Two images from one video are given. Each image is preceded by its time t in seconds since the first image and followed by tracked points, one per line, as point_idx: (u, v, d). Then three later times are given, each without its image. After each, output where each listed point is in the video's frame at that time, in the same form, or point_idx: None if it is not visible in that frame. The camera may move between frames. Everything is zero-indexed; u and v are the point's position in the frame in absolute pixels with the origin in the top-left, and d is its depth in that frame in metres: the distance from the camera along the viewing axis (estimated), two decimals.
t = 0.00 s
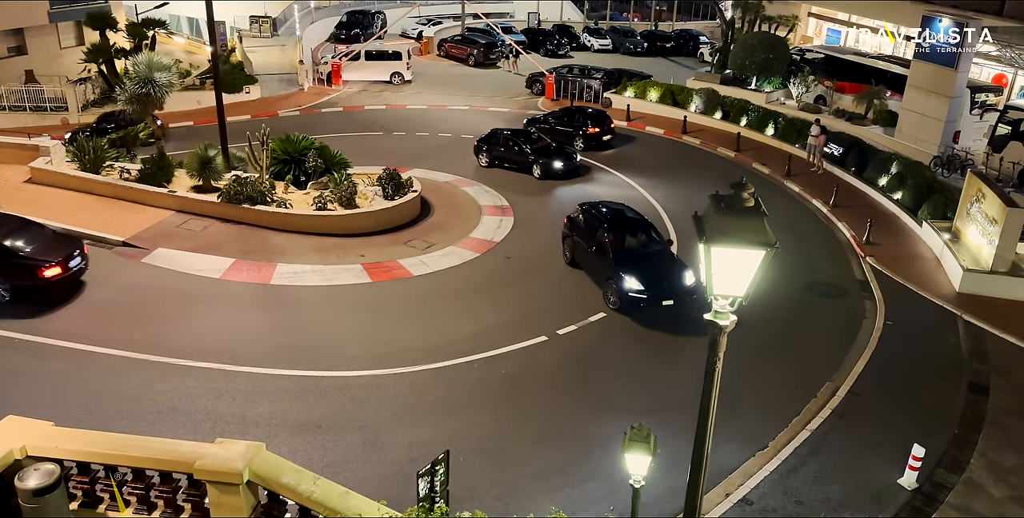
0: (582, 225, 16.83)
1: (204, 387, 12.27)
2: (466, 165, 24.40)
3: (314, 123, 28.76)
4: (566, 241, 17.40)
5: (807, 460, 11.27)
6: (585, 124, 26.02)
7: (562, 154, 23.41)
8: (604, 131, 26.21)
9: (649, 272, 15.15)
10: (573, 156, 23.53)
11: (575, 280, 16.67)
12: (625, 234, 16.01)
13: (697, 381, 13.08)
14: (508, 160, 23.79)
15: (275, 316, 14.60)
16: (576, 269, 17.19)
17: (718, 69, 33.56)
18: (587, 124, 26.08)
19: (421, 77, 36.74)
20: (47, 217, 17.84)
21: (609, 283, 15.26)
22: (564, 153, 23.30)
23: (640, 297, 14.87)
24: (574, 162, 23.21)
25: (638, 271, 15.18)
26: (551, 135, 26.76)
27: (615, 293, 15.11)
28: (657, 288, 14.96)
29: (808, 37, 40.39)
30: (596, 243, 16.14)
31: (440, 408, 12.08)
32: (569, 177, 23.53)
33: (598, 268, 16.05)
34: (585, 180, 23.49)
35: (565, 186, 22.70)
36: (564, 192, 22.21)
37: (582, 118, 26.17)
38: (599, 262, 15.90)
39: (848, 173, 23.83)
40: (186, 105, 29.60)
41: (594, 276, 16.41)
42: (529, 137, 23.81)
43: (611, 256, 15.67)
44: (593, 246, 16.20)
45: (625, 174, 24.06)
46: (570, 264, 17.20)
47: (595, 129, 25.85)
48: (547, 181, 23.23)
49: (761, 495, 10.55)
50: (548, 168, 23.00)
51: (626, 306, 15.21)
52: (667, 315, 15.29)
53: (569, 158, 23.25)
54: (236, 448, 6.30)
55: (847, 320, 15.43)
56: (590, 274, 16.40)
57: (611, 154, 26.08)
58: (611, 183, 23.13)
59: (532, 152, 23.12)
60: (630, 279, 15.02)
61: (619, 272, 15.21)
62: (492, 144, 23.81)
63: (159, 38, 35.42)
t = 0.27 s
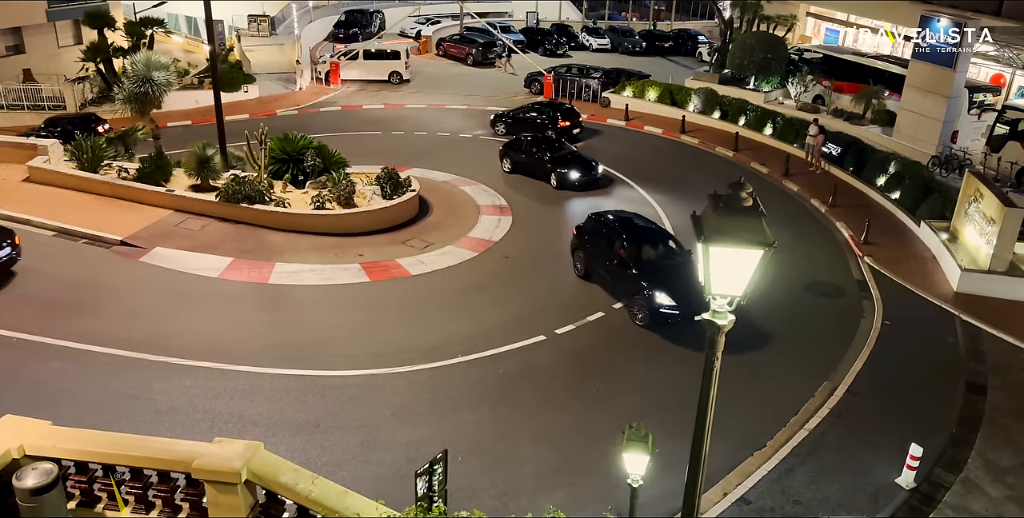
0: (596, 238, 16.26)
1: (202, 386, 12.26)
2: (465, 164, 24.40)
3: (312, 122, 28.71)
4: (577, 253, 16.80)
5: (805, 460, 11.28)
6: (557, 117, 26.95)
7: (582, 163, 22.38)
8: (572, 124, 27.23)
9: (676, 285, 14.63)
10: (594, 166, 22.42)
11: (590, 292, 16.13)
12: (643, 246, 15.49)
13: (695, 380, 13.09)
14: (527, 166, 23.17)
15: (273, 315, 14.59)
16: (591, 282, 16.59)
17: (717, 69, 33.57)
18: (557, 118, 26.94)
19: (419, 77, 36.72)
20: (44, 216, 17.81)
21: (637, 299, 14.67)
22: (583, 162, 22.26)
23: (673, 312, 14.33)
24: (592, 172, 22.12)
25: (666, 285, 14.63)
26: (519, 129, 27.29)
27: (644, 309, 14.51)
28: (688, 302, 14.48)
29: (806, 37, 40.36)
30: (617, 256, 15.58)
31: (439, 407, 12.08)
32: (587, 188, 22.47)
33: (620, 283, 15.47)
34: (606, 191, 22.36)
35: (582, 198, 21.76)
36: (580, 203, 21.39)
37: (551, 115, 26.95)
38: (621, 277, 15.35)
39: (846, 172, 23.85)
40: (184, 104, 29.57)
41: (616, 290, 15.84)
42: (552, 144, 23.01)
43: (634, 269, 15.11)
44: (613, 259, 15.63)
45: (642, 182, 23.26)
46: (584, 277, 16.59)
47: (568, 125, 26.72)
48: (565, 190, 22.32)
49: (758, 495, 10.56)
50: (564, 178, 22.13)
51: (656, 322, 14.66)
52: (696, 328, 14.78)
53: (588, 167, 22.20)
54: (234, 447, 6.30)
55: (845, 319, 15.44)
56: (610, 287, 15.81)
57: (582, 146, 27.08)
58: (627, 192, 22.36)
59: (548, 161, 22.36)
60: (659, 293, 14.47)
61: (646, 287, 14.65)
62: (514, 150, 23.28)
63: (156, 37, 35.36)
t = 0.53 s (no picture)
0: (618, 249, 15.73)
1: (200, 385, 12.25)
2: (463, 163, 24.39)
3: (311, 121, 28.70)
4: (594, 268, 16.18)
5: (804, 459, 11.28)
6: (524, 113, 26.91)
7: (595, 176, 21.29)
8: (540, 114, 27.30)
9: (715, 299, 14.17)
10: (609, 180, 21.32)
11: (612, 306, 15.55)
12: (666, 257, 14.98)
13: (694, 380, 13.08)
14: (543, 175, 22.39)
15: (272, 314, 14.58)
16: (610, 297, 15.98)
17: (716, 68, 33.57)
18: (524, 112, 26.87)
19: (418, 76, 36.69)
20: (43, 215, 17.80)
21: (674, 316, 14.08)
22: (596, 175, 21.22)
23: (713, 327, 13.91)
24: (602, 186, 21.06)
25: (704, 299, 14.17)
26: (486, 125, 27.53)
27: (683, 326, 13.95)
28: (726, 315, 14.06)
29: (805, 36, 40.34)
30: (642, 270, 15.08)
31: (437, 406, 12.07)
32: (597, 202, 21.42)
33: (650, 298, 14.95)
34: (618, 205, 21.28)
35: (593, 211, 20.78)
36: (590, 215, 20.49)
37: (518, 110, 27.06)
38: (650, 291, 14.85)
39: (845, 172, 23.84)
40: (183, 103, 29.55)
41: (643, 305, 15.29)
42: (572, 154, 22.09)
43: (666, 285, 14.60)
44: (639, 273, 15.14)
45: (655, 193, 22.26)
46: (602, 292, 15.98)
47: (536, 119, 26.81)
48: (576, 203, 21.38)
49: (757, 494, 10.56)
50: (573, 190, 21.20)
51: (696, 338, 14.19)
52: (739, 345, 14.34)
53: (600, 181, 21.15)
54: (233, 446, 6.30)
55: (845, 319, 15.44)
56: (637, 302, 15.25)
57: (549, 141, 26.98)
58: (640, 204, 21.35)
59: (559, 171, 21.49)
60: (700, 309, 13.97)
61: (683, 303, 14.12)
62: (532, 156, 22.55)
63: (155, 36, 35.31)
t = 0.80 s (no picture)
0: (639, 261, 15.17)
1: (200, 384, 12.25)
2: (463, 162, 24.38)
3: (311, 120, 28.69)
4: (616, 281, 15.53)
5: (803, 459, 11.28)
6: (491, 108, 27.30)
7: (600, 189, 20.19)
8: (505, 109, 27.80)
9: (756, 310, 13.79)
10: (616, 194, 20.19)
11: (638, 319, 15.05)
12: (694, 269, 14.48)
13: (693, 380, 13.07)
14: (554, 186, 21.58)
15: (271, 313, 14.57)
16: (635, 311, 15.41)
17: (716, 67, 33.58)
18: (491, 107, 27.31)
19: (418, 75, 36.68)
20: (42, 214, 17.79)
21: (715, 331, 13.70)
22: (601, 187, 20.13)
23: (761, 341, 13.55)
24: (606, 199, 19.96)
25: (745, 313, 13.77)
26: (452, 122, 27.63)
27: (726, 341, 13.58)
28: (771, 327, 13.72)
29: (805, 36, 40.36)
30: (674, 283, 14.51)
31: (436, 406, 12.07)
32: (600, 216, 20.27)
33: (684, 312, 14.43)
34: (624, 220, 20.11)
35: (598, 226, 19.70)
36: (595, 229, 19.46)
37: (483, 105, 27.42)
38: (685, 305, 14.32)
39: (845, 171, 23.83)
40: (182, 101, 29.52)
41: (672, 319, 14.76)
42: (584, 164, 21.14)
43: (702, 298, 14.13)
44: (668, 285, 14.59)
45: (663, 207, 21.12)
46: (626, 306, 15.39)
47: (502, 113, 27.26)
48: (580, 216, 20.34)
49: (756, 493, 10.56)
50: (576, 201, 20.19)
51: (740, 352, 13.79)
52: (781, 357, 14.01)
53: (605, 194, 20.06)
54: (232, 445, 6.30)
55: (845, 319, 15.44)
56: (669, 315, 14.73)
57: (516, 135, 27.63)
58: (648, 220, 20.19)
59: (565, 181, 20.57)
60: (744, 323, 13.58)
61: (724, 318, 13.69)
62: (545, 165, 21.76)
63: (155, 34, 35.27)
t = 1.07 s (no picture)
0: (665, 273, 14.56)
1: (201, 382, 12.26)
2: (464, 161, 24.38)
3: (312, 118, 28.69)
4: (641, 295, 14.89)
5: (804, 458, 11.28)
6: (458, 105, 27.50)
7: (598, 201, 19.20)
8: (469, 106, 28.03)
9: (800, 321, 13.50)
10: (616, 208, 19.10)
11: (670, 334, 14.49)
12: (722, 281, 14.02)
13: (694, 379, 13.07)
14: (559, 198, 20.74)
15: (272, 311, 14.58)
16: (665, 324, 14.87)
17: (717, 66, 33.57)
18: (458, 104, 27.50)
19: (419, 73, 36.67)
20: (43, 212, 17.80)
21: (761, 345, 13.36)
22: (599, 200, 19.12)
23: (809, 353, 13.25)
24: (602, 213, 18.92)
25: (789, 324, 13.44)
26: (419, 118, 27.60)
27: (775, 356, 13.26)
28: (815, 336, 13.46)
29: (806, 34, 40.33)
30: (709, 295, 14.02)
31: (437, 404, 12.08)
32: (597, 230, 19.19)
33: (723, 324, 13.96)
34: (622, 237, 18.95)
35: (594, 241, 18.62)
36: (591, 245, 18.38)
37: (449, 102, 27.55)
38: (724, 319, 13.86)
39: (846, 170, 23.83)
40: (184, 100, 29.53)
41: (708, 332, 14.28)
42: (591, 177, 20.20)
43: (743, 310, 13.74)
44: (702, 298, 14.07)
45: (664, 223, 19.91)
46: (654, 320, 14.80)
47: (469, 110, 27.50)
48: (577, 229, 19.33)
49: (756, 492, 10.56)
50: (573, 213, 19.26)
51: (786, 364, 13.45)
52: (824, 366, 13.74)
53: (604, 208, 19.02)
54: (232, 443, 6.31)
55: (847, 318, 15.42)
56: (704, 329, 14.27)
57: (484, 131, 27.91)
58: (647, 237, 18.94)
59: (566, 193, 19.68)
60: (791, 336, 13.27)
61: (770, 331, 13.36)
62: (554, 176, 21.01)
63: (156, 32, 35.28)
